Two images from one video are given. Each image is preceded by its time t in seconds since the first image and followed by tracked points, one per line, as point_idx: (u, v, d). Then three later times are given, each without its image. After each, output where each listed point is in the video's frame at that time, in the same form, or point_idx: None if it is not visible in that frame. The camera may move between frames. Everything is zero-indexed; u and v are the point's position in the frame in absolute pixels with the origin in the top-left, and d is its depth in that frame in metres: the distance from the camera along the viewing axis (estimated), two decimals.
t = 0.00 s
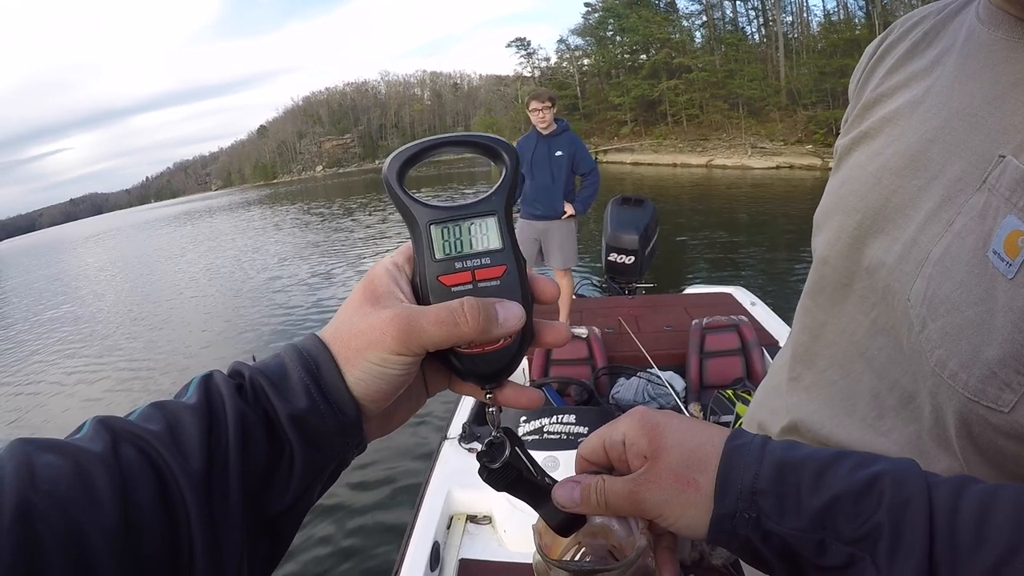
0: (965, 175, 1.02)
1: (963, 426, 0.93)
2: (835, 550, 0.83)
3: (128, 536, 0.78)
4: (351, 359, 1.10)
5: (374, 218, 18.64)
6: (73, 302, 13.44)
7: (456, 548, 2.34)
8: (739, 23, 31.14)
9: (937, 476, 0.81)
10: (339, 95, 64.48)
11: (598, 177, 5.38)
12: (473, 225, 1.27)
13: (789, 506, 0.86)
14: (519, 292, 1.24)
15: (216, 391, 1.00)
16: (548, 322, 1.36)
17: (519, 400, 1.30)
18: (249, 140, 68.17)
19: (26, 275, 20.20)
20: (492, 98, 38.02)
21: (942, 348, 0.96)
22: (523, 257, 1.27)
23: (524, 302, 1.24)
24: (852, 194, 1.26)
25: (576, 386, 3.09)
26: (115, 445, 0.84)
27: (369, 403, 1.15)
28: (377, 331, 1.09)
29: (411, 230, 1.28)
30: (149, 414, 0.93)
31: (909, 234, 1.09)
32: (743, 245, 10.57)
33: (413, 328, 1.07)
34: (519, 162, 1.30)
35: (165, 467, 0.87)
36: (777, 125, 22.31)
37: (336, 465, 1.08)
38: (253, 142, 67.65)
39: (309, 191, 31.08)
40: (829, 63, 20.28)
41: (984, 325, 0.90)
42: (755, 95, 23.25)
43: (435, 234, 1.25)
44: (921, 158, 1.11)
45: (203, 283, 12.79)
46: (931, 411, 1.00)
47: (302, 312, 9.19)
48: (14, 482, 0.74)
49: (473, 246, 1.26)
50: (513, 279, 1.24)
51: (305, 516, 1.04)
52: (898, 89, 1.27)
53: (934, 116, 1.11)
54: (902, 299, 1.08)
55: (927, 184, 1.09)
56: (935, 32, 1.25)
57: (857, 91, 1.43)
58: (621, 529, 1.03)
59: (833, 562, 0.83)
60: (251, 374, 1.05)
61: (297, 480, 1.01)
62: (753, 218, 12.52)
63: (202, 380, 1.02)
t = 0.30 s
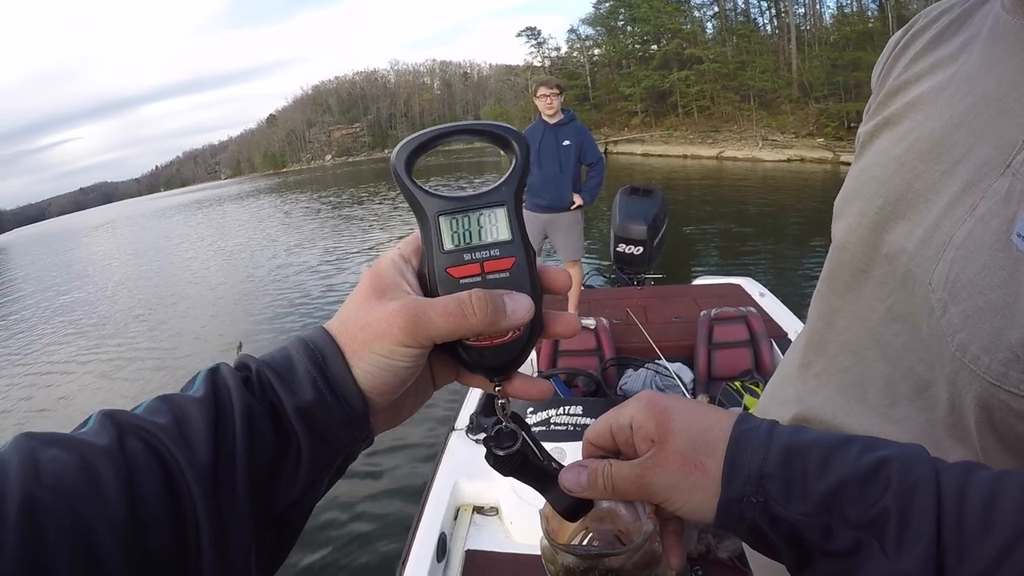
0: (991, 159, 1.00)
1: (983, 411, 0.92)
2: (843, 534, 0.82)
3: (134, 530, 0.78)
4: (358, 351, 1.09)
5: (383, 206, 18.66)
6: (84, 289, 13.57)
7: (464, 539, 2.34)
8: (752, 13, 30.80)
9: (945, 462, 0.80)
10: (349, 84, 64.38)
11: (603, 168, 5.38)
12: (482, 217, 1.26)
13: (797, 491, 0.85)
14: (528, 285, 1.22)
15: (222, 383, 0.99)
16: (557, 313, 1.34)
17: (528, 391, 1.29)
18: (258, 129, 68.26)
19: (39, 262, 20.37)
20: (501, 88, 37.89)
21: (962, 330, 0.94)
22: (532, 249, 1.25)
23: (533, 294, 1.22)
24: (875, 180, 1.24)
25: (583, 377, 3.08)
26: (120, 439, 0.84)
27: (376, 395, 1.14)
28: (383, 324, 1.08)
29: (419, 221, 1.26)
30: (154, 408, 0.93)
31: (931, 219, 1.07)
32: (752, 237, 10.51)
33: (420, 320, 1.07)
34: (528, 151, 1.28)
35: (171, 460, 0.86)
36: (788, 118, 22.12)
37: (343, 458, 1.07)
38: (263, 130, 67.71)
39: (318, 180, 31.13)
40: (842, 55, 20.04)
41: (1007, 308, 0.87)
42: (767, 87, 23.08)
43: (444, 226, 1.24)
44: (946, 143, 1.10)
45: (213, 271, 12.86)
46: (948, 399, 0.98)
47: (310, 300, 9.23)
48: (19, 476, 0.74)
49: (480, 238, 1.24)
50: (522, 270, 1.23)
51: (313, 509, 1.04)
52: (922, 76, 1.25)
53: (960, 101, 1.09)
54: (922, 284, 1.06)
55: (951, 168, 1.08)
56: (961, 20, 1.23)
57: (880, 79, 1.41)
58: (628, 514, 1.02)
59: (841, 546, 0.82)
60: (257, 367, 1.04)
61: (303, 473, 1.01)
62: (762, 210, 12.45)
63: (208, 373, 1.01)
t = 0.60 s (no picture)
0: (1000, 173, 1.00)
1: (988, 431, 0.92)
2: (843, 552, 0.82)
3: (134, 549, 0.79)
4: (357, 371, 1.10)
5: (389, 219, 18.72)
6: (91, 299, 13.65)
7: (469, 554, 2.33)
8: (756, 28, 30.90)
9: (944, 478, 0.80)
10: (355, 98, 64.86)
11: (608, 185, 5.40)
12: (481, 237, 1.27)
13: (797, 508, 0.85)
14: (525, 306, 1.23)
15: (222, 404, 1.00)
16: (555, 333, 1.35)
17: (526, 410, 1.29)
18: (265, 142, 68.73)
19: (45, 271, 20.45)
20: (507, 103, 38.13)
21: (968, 348, 0.95)
22: (530, 269, 1.26)
23: (531, 313, 1.23)
24: (882, 193, 1.24)
25: (589, 392, 3.08)
26: (120, 457, 0.85)
27: (375, 414, 1.14)
28: (382, 344, 1.09)
29: (419, 241, 1.27)
30: (154, 427, 0.93)
31: (939, 234, 1.08)
32: (757, 251, 10.50)
33: (418, 339, 1.07)
34: (527, 172, 1.29)
35: (172, 479, 0.87)
36: (793, 131, 22.12)
37: (342, 477, 1.08)
38: (270, 144, 68.18)
39: (325, 193, 31.27)
40: (845, 68, 20.04)
41: (1015, 324, 0.88)
42: (771, 101, 23.16)
43: (443, 246, 1.25)
44: (954, 156, 1.10)
45: (218, 283, 12.89)
46: (954, 419, 0.98)
47: (315, 312, 9.24)
48: (20, 494, 0.75)
49: (479, 258, 1.25)
50: (520, 290, 1.23)
51: (311, 530, 1.04)
52: (929, 88, 1.26)
53: (968, 114, 1.10)
54: (929, 302, 1.06)
55: (958, 182, 1.08)
56: (969, 31, 1.24)
57: (888, 90, 1.41)
58: (627, 533, 1.01)
59: (841, 563, 0.82)
60: (256, 387, 1.04)
61: (303, 494, 1.01)
62: (768, 224, 12.43)
63: (208, 394, 1.01)
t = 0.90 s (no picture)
0: (999, 193, 1.01)
1: (987, 458, 0.91)
2: (841, 557, 0.81)
3: (131, 550, 0.79)
4: (351, 373, 1.10)
5: (388, 227, 18.74)
6: (90, 305, 13.65)
7: (467, 563, 2.32)
8: (753, 36, 31.02)
9: (941, 484, 0.80)
10: (354, 107, 65.03)
11: (602, 194, 5.44)
12: (475, 238, 1.27)
13: (794, 514, 0.84)
14: (518, 306, 1.23)
15: (218, 406, 1.00)
16: (550, 334, 1.35)
17: (522, 411, 1.29)
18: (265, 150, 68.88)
19: (43, 278, 20.40)
20: (506, 111, 38.24)
21: (967, 375, 0.94)
22: (523, 270, 1.26)
23: (524, 314, 1.23)
24: (879, 207, 1.25)
25: (587, 401, 3.07)
26: (117, 458, 0.85)
27: (369, 416, 1.14)
28: (376, 346, 1.09)
29: (413, 244, 1.28)
30: (151, 429, 0.93)
31: (938, 254, 1.08)
32: (755, 259, 10.52)
33: (411, 340, 1.07)
34: (519, 176, 1.30)
35: (169, 481, 0.86)
36: (791, 139, 22.21)
37: (337, 480, 1.07)
38: (269, 152, 68.31)
39: (324, 201, 31.30)
40: (842, 76, 20.13)
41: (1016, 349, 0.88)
42: (769, 109, 23.24)
43: (437, 249, 1.25)
44: (952, 174, 1.11)
45: (216, 290, 12.87)
46: (953, 443, 0.98)
47: (314, 320, 9.23)
48: (18, 494, 0.74)
49: (473, 259, 1.25)
50: (513, 292, 1.24)
51: (307, 532, 1.03)
52: (925, 100, 1.27)
53: (966, 129, 1.11)
54: (928, 322, 1.06)
55: (958, 201, 1.09)
56: (966, 40, 1.25)
57: (883, 101, 1.42)
58: (623, 538, 1.01)
59: (839, 570, 0.82)
60: (252, 390, 1.04)
61: (298, 495, 1.00)
62: (766, 232, 12.45)
63: (204, 396, 1.01)
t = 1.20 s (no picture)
0: (1000, 188, 1.01)
1: (991, 451, 0.92)
2: (843, 550, 0.82)
3: (132, 544, 0.78)
4: (351, 367, 1.10)
5: (385, 225, 18.70)
6: (87, 303, 13.61)
7: (462, 560, 2.33)
8: (750, 33, 30.99)
9: (944, 477, 0.81)
10: (351, 104, 64.85)
11: (596, 192, 5.44)
12: (476, 234, 1.27)
13: (796, 507, 0.84)
14: (519, 299, 1.23)
15: (219, 400, 1.00)
16: (550, 330, 1.35)
17: (521, 406, 1.29)
18: (261, 148, 68.69)
19: (38, 276, 20.32)
20: (503, 109, 38.19)
21: (971, 370, 0.95)
22: (522, 264, 1.26)
23: (525, 307, 1.23)
24: (880, 204, 1.25)
25: (582, 398, 3.07)
26: (118, 453, 0.84)
27: (369, 410, 1.13)
28: (378, 338, 1.09)
29: (414, 238, 1.27)
30: (152, 423, 0.92)
31: (938, 249, 1.08)
32: (752, 255, 10.54)
33: (411, 333, 1.07)
34: (519, 172, 1.30)
35: (170, 475, 0.86)
36: (787, 136, 22.24)
37: (337, 475, 1.07)
38: (265, 149, 68.11)
39: (321, 199, 31.25)
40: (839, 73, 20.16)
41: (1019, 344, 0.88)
42: (766, 106, 23.26)
43: (438, 243, 1.25)
44: (954, 169, 1.11)
45: (213, 288, 12.83)
46: (956, 436, 0.98)
47: (311, 318, 9.21)
48: (18, 487, 0.74)
49: (475, 253, 1.25)
50: (514, 286, 1.23)
51: (307, 527, 1.03)
52: (926, 97, 1.26)
53: (966, 126, 1.11)
54: (929, 318, 1.07)
55: (958, 196, 1.09)
56: (964, 40, 1.25)
57: (882, 100, 1.42)
58: (625, 531, 1.01)
59: (841, 562, 0.82)
60: (253, 384, 1.04)
61: (299, 489, 1.00)
62: (763, 229, 12.47)
63: (205, 391, 1.01)
